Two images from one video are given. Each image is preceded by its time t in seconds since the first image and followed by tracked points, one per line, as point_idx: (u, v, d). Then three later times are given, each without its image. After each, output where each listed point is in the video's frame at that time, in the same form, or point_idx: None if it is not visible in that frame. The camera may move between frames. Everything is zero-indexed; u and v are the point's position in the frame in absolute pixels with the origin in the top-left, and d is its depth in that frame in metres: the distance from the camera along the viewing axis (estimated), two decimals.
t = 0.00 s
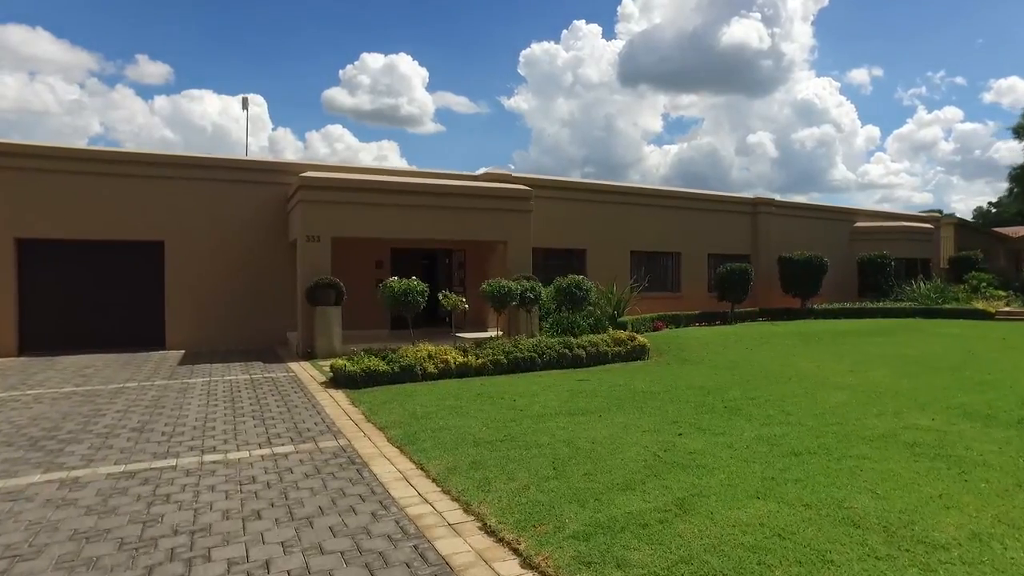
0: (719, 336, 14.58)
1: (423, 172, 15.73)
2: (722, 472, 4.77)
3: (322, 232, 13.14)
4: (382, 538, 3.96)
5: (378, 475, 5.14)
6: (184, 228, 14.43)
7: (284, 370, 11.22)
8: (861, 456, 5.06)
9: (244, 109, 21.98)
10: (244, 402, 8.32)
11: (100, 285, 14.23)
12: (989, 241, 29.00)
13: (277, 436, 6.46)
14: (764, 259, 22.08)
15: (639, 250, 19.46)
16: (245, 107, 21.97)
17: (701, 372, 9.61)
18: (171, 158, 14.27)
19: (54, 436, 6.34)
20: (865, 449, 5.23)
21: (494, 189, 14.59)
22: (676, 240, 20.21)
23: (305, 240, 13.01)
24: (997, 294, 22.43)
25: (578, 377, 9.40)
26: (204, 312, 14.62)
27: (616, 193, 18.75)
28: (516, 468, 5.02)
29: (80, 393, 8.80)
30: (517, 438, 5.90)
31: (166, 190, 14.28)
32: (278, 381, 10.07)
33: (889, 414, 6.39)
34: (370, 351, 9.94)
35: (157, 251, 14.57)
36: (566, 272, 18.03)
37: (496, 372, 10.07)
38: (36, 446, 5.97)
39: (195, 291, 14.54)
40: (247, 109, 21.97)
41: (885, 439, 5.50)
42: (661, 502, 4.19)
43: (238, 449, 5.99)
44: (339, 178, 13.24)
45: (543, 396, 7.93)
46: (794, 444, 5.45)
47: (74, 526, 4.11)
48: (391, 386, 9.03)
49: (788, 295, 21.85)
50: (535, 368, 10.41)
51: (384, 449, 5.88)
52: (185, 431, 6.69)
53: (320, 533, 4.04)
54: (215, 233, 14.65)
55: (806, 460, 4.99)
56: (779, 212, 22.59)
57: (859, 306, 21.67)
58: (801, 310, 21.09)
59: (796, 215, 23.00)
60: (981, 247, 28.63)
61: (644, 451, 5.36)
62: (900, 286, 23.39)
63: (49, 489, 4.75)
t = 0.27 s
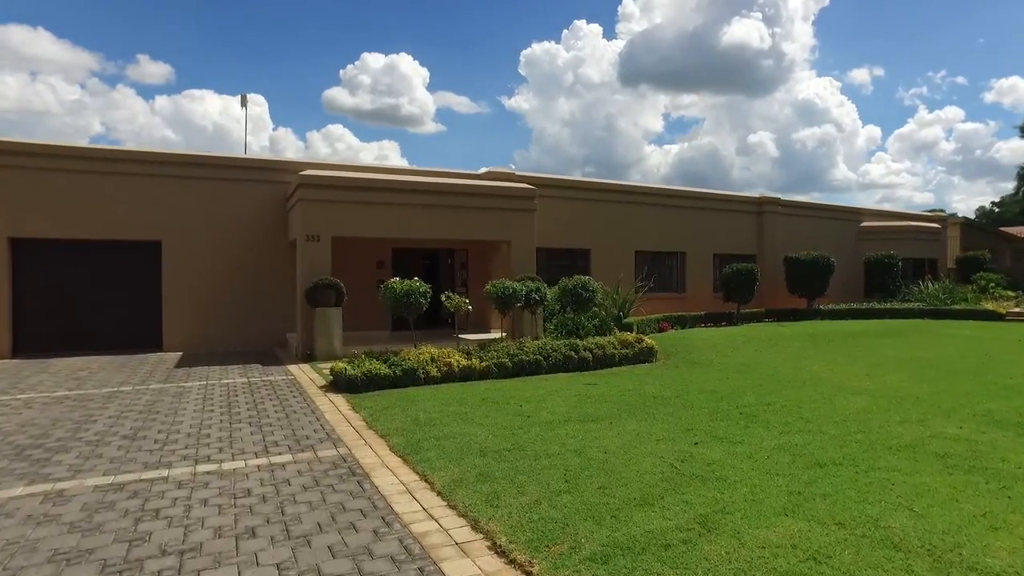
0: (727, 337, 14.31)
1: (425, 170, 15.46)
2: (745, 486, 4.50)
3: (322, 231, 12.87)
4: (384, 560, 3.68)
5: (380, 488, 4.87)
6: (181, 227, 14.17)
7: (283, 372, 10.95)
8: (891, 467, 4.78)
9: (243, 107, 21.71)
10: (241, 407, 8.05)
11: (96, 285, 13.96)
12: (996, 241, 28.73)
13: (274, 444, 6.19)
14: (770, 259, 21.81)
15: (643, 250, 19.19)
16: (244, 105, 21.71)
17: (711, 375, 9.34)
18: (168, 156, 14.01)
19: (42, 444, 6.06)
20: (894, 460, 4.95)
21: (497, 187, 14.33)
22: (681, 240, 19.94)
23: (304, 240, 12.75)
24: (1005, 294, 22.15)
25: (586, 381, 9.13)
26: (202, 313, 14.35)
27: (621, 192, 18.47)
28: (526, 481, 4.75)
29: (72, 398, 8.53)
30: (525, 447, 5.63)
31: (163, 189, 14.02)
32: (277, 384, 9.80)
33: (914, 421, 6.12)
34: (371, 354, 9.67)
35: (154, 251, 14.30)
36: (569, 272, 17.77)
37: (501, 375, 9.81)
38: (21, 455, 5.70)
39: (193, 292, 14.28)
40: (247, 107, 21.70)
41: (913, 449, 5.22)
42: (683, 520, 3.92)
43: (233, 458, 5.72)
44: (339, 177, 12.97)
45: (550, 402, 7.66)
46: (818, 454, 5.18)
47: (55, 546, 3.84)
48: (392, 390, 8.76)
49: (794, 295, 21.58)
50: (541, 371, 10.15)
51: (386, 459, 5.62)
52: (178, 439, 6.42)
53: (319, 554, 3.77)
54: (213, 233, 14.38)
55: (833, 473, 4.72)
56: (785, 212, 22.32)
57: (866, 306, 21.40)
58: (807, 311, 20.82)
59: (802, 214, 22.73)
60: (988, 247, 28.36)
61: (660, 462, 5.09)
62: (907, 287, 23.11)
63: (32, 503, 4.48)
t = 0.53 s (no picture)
0: (736, 339, 14.01)
1: (427, 168, 15.18)
2: (774, 499, 4.21)
3: (323, 230, 12.59)
4: None
5: (384, 501, 4.59)
6: (180, 226, 13.90)
7: (284, 374, 10.67)
8: (928, 477, 4.49)
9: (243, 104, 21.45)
10: (239, 411, 7.77)
11: (93, 285, 13.68)
12: (1004, 241, 28.41)
13: (273, 452, 5.90)
14: (777, 259, 21.51)
15: (650, 249, 18.90)
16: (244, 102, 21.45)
17: (725, 379, 9.05)
18: (166, 153, 13.73)
19: (28, 451, 5.78)
20: (930, 469, 4.66)
21: (501, 185, 14.05)
22: (688, 239, 19.65)
23: (305, 239, 12.46)
24: (1016, 294, 21.83)
25: (595, 384, 8.85)
26: (201, 313, 14.08)
27: (626, 190, 18.18)
28: (540, 493, 4.47)
29: (65, 401, 8.25)
30: (537, 456, 5.35)
31: (161, 187, 13.75)
32: (277, 387, 9.52)
33: (944, 427, 5.83)
34: (373, 356, 9.38)
35: (152, 250, 14.03)
36: (575, 272, 17.47)
37: (508, 378, 9.52)
38: (6, 463, 5.42)
39: (192, 292, 14.00)
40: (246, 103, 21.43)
41: (948, 458, 4.92)
42: (713, 537, 3.63)
43: (230, 467, 5.43)
44: (340, 174, 12.69)
45: (560, 406, 7.38)
46: (848, 464, 4.88)
47: (34, 566, 3.56)
48: (396, 394, 8.48)
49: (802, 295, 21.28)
50: (548, 374, 9.86)
51: (391, 468, 5.33)
52: (173, 444, 6.14)
53: None
54: (212, 231, 14.10)
55: (867, 484, 4.42)
56: (792, 211, 22.02)
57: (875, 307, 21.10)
58: (815, 311, 20.51)
59: (809, 213, 22.43)
60: (996, 247, 28.05)
61: (681, 472, 4.81)
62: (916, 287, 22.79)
63: (13, 517, 4.20)
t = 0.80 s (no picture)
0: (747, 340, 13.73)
1: (431, 166, 14.91)
2: (808, 516, 3.93)
3: (324, 229, 12.32)
4: None
5: (389, 516, 4.32)
6: (179, 225, 13.64)
7: (284, 377, 10.41)
8: (970, 491, 4.20)
9: (243, 102, 21.19)
10: (239, 416, 7.51)
11: (90, 285, 13.43)
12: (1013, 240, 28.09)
13: (272, 461, 5.63)
14: (785, 259, 21.22)
15: (656, 249, 18.63)
16: (244, 101, 21.20)
17: (739, 383, 8.77)
18: (164, 151, 13.47)
19: (16, 461, 5.51)
20: (971, 482, 4.38)
21: (506, 184, 13.78)
22: (695, 239, 19.37)
23: (306, 238, 12.20)
24: None
25: (605, 388, 8.57)
26: (201, 314, 13.82)
27: (632, 189, 17.90)
28: (556, 509, 4.20)
29: (58, 406, 7.98)
30: (550, 467, 5.08)
31: (159, 186, 13.50)
32: (277, 391, 9.26)
33: (977, 436, 5.55)
34: (377, 359, 9.11)
35: (150, 250, 13.78)
36: (580, 272, 17.20)
37: (515, 382, 9.25)
38: None
39: (192, 293, 13.74)
40: (246, 102, 21.17)
41: (988, 470, 4.64)
42: (747, 561, 3.36)
43: (227, 478, 5.16)
44: (342, 172, 12.42)
45: (571, 412, 7.11)
46: (883, 476, 4.60)
47: None
48: (401, 398, 8.21)
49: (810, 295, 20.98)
50: (556, 377, 9.59)
51: (397, 480, 5.06)
52: (168, 453, 5.87)
53: None
54: (211, 231, 13.85)
55: (907, 499, 4.14)
56: (800, 210, 21.73)
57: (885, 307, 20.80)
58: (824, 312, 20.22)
59: (817, 212, 22.14)
60: (1005, 246, 27.73)
61: (705, 486, 4.53)
62: (926, 287, 22.49)
63: None
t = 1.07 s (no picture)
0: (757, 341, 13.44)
1: (434, 163, 14.62)
2: (847, 531, 3.64)
3: (325, 228, 12.04)
4: None
5: (395, 531, 4.04)
6: (177, 224, 13.36)
7: (284, 379, 10.12)
8: (1020, 505, 3.91)
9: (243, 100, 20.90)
10: (237, 419, 7.24)
11: (86, 285, 13.15)
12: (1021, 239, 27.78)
13: (270, 469, 5.35)
14: (792, 258, 20.91)
15: (662, 248, 18.34)
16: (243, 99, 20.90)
17: (754, 385, 8.48)
18: (161, 147, 13.18)
19: (1, 470, 5.23)
20: (1019, 494, 4.08)
21: (510, 181, 13.50)
22: (701, 238, 19.08)
23: (307, 237, 11.92)
24: None
25: (616, 391, 8.28)
26: (199, 314, 13.54)
27: (638, 186, 17.61)
28: (574, 523, 3.91)
29: (49, 409, 7.69)
30: (565, 477, 4.79)
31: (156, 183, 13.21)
32: (276, 393, 8.97)
33: (1015, 443, 5.25)
34: (380, 361, 8.82)
35: (148, 249, 13.50)
36: (585, 271, 16.91)
37: (522, 384, 8.96)
38: None
39: (190, 293, 13.47)
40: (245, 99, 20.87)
41: None
42: None
43: (222, 488, 4.88)
44: (343, 169, 12.13)
45: (582, 416, 6.82)
46: (921, 486, 4.31)
47: None
48: (404, 402, 7.92)
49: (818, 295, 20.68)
50: (564, 379, 9.31)
51: (402, 491, 4.77)
52: (161, 460, 5.59)
53: None
54: (210, 230, 13.57)
55: (952, 514, 3.84)
56: (807, 208, 21.43)
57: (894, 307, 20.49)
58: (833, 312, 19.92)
59: (824, 211, 21.84)
60: (1013, 246, 27.42)
61: (731, 498, 4.24)
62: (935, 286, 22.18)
63: None
